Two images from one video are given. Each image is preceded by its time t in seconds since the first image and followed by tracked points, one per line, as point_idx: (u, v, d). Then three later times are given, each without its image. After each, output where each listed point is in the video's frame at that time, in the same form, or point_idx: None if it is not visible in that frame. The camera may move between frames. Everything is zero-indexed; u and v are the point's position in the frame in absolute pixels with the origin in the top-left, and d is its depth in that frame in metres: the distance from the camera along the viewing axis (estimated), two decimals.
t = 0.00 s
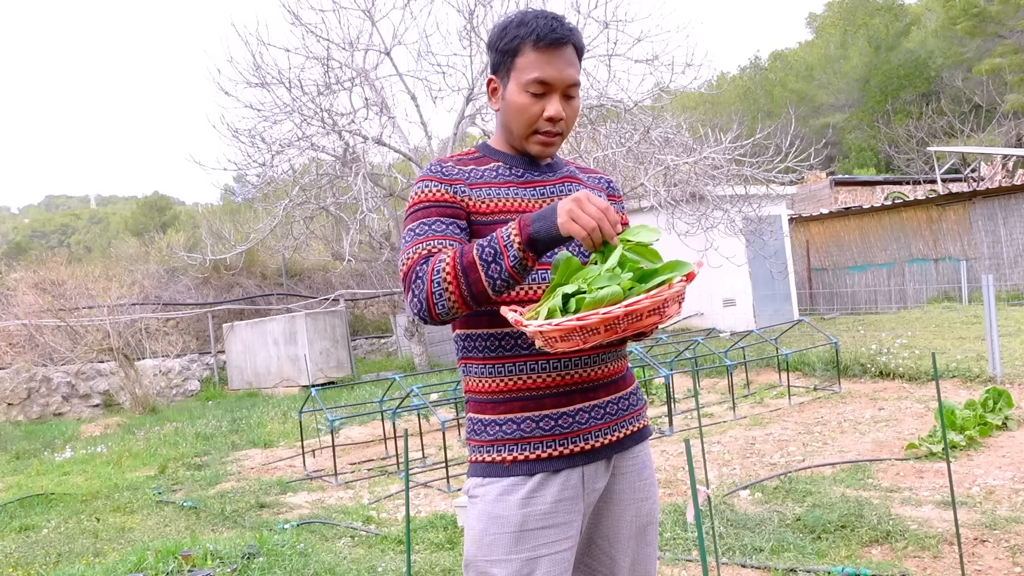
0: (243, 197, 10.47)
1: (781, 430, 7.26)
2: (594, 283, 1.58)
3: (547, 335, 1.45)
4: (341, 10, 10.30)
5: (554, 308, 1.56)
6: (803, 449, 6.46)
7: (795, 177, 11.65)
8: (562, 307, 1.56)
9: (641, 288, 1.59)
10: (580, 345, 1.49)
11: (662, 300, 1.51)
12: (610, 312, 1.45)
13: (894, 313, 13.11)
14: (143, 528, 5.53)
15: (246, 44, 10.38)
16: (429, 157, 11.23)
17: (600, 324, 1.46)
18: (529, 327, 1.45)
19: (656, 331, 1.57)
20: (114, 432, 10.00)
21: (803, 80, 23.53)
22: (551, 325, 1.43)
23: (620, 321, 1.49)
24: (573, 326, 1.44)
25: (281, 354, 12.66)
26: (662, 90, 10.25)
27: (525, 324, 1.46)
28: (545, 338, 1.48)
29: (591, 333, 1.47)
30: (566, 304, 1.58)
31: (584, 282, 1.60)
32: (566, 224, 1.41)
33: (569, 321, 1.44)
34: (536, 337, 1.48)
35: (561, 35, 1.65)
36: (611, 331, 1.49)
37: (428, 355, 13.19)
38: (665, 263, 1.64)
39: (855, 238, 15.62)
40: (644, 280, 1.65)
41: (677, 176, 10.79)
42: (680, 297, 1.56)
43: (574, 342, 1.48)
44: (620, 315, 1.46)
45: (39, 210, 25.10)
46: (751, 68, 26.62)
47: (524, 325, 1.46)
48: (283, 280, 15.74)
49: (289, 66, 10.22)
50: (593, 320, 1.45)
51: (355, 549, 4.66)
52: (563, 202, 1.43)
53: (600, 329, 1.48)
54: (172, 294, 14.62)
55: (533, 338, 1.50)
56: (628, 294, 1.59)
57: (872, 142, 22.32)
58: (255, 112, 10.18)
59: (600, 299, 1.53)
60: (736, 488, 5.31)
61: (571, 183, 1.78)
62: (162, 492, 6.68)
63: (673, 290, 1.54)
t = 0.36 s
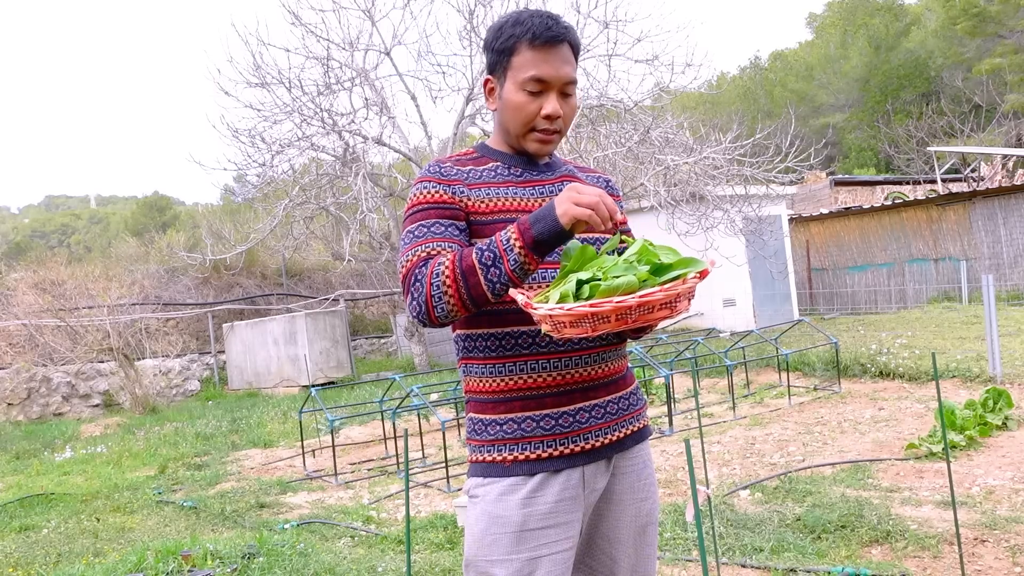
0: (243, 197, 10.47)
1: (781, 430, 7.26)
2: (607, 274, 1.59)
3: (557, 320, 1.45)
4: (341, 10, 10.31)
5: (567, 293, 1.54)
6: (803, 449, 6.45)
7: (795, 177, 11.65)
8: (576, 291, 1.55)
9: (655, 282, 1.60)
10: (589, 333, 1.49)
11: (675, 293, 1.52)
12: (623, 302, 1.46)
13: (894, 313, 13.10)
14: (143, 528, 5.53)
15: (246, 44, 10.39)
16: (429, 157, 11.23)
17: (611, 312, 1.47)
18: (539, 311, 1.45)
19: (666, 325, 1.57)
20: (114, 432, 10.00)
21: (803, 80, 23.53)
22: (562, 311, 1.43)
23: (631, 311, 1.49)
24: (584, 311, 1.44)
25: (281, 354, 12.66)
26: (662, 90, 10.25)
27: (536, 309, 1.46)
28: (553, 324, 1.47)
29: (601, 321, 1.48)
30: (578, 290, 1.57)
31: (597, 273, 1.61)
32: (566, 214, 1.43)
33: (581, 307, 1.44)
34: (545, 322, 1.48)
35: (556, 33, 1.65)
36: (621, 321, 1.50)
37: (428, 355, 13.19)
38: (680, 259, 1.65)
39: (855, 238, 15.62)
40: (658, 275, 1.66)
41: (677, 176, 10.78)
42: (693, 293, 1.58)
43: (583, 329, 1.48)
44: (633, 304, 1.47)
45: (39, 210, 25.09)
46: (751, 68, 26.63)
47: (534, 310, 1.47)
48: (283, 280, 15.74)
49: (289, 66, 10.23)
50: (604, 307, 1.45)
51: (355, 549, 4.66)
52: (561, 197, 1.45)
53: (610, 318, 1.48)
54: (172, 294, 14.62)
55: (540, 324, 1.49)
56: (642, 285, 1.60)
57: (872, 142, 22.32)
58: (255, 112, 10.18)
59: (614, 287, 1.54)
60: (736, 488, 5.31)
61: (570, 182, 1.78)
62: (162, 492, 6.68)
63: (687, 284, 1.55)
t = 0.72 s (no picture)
0: (243, 197, 10.47)
1: (781, 430, 7.26)
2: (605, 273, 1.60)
3: (557, 324, 1.45)
4: (341, 10, 10.31)
5: (566, 296, 1.55)
6: (803, 449, 6.45)
7: (795, 177, 11.65)
8: (574, 294, 1.56)
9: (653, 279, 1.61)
10: (588, 334, 1.49)
11: (672, 291, 1.53)
12: (622, 302, 1.46)
13: (894, 313, 13.10)
14: (143, 528, 5.53)
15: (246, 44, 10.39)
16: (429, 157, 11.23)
17: (610, 312, 1.47)
18: (538, 315, 1.45)
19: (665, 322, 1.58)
20: (114, 432, 10.00)
21: (803, 80, 23.54)
22: (561, 313, 1.43)
23: (630, 311, 1.49)
24: (584, 313, 1.44)
25: (281, 354, 12.66)
26: (662, 90, 10.24)
27: (533, 313, 1.46)
28: (552, 327, 1.47)
29: (600, 322, 1.48)
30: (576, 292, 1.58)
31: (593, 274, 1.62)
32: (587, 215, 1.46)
33: (580, 309, 1.44)
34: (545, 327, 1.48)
35: (550, 34, 1.65)
36: (620, 321, 1.49)
37: (428, 355, 13.20)
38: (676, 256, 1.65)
39: (855, 238, 15.62)
40: (654, 274, 1.67)
41: (677, 177, 10.77)
42: (690, 291, 1.59)
43: (584, 331, 1.48)
44: (631, 304, 1.47)
45: (39, 210, 25.07)
46: (751, 68, 26.63)
47: (532, 314, 1.46)
48: (283, 280, 15.74)
49: (289, 66, 10.23)
50: (603, 309, 1.45)
51: (355, 549, 4.66)
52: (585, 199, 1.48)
53: (609, 318, 1.48)
54: (172, 294, 14.62)
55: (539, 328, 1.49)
56: (639, 284, 1.60)
57: (872, 142, 22.32)
58: (255, 112, 10.18)
59: (613, 288, 1.54)
60: (737, 488, 5.31)
61: (568, 183, 1.78)
62: (162, 492, 6.68)
63: (683, 283, 1.56)
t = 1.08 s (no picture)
0: (243, 197, 10.47)
1: (781, 430, 7.26)
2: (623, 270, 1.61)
3: (573, 315, 1.45)
4: (341, 10, 10.31)
5: (586, 287, 1.56)
6: (802, 449, 6.46)
7: (795, 177, 11.64)
8: (594, 286, 1.58)
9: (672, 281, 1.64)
10: (604, 329, 1.50)
11: (692, 292, 1.55)
12: (642, 299, 1.49)
13: (894, 313, 13.10)
14: (143, 528, 5.53)
15: (246, 45, 10.40)
16: (429, 157, 11.23)
17: (630, 309, 1.49)
18: (554, 304, 1.46)
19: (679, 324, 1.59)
20: (114, 432, 10.00)
21: (803, 80, 23.53)
22: (580, 303, 1.44)
23: (648, 309, 1.51)
24: (602, 306, 1.45)
25: (282, 354, 12.66)
26: (662, 89, 10.24)
27: (552, 302, 1.46)
28: (568, 319, 1.47)
29: (617, 316, 1.49)
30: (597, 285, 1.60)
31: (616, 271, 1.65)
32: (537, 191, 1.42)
33: (599, 302, 1.45)
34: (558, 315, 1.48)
35: (550, 32, 1.65)
36: (637, 318, 1.51)
37: (428, 354, 13.20)
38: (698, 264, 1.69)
39: (855, 238, 15.62)
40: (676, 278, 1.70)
41: (677, 176, 10.71)
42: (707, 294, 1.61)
43: (600, 324, 1.48)
44: (651, 302, 1.50)
45: (39, 210, 25.07)
46: (751, 68, 26.64)
47: (550, 303, 1.47)
48: (283, 280, 15.74)
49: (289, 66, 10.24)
50: (624, 304, 1.47)
51: (355, 549, 4.66)
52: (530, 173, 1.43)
53: (627, 313, 1.50)
54: (172, 294, 14.62)
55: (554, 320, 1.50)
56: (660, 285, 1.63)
57: (872, 142, 22.32)
58: (255, 112, 10.18)
59: (636, 283, 1.58)
60: (736, 488, 5.31)
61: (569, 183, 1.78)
62: (162, 492, 6.68)
63: (703, 284, 1.57)
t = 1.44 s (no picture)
0: (243, 197, 10.46)
1: (781, 429, 7.26)
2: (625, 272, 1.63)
3: (575, 312, 1.46)
4: (341, 10, 10.30)
5: (590, 284, 1.59)
6: (802, 449, 6.46)
7: (795, 177, 11.64)
8: (599, 284, 1.61)
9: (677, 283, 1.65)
10: (606, 327, 1.50)
11: (695, 295, 1.56)
12: (644, 299, 1.50)
13: (893, 313, 13.10)
14: (143, 528, 5.53)
15: (246, 45, 10.40)
16: (429, 157, 11.23)
17: (632, 309, 1.50)
18: (557, 300, 1.47)
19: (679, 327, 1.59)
20: (114, 432, 10.00)
21: (803, 80, 23.54)
22: (581, 302, 1.44)
23: (650, 309, 1.52)
24: (604, 305, 1.46)
25: (281, 354, 12.66)
26: (662, 89, 10.23)
27: (556, 299, 1.47)
28: (569, 315, 1.47)
29: (620, 316, 1.49)
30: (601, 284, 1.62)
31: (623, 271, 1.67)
32: (511, 234, 1.42)
33: (602, 300, 1.46)
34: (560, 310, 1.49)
35: (518, 26, 1.65)
36: (639, 318, 1.52)
37: (428, 354, 13.20)
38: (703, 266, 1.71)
39: (855, 238, 15.62)
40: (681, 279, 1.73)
41: (677, 177, 10.73)
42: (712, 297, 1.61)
43: (601, 322, 1.49)
44: (653, 302, 1.51)
45: (39, 210, 25.05)
46: (751, 68, 26.65)
47: (553, 300, 1.47)
48: (283, 280, 15.74)
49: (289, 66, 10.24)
50: (626, 303, 1.48)
51: (355, 549, 4.66)
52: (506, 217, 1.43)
53: (629, 313, 1.50)
54: (172, 294, 14.61)
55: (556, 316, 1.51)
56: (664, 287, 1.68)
57: (872, 142, 22.33)
58: (255, 112, 10.17)
59: (638, 284, 1.60)
60: (737, 488, 5.31)
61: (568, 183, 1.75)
62: (162, 492, 6.68)
63: (706, 288, 1.58)
